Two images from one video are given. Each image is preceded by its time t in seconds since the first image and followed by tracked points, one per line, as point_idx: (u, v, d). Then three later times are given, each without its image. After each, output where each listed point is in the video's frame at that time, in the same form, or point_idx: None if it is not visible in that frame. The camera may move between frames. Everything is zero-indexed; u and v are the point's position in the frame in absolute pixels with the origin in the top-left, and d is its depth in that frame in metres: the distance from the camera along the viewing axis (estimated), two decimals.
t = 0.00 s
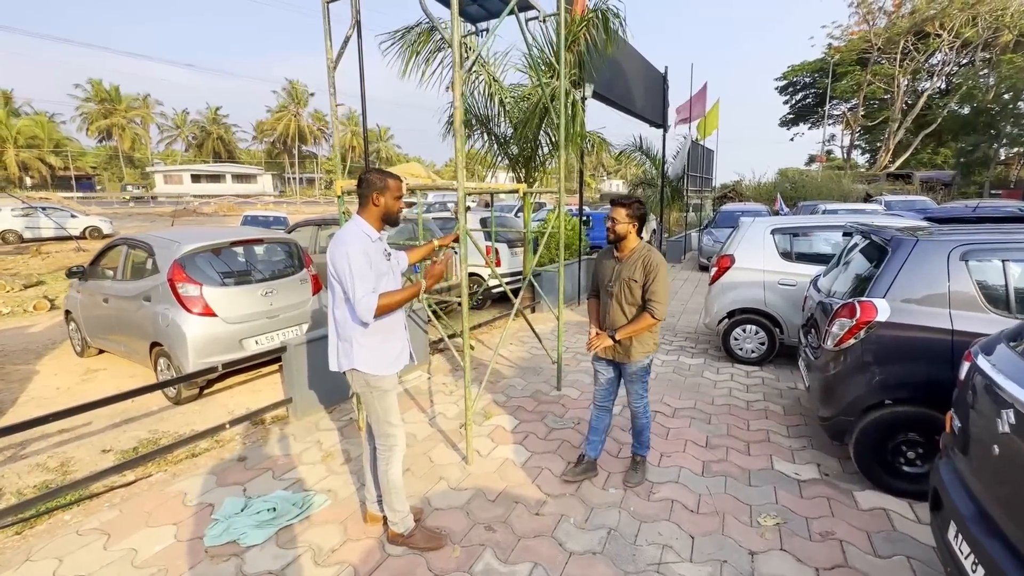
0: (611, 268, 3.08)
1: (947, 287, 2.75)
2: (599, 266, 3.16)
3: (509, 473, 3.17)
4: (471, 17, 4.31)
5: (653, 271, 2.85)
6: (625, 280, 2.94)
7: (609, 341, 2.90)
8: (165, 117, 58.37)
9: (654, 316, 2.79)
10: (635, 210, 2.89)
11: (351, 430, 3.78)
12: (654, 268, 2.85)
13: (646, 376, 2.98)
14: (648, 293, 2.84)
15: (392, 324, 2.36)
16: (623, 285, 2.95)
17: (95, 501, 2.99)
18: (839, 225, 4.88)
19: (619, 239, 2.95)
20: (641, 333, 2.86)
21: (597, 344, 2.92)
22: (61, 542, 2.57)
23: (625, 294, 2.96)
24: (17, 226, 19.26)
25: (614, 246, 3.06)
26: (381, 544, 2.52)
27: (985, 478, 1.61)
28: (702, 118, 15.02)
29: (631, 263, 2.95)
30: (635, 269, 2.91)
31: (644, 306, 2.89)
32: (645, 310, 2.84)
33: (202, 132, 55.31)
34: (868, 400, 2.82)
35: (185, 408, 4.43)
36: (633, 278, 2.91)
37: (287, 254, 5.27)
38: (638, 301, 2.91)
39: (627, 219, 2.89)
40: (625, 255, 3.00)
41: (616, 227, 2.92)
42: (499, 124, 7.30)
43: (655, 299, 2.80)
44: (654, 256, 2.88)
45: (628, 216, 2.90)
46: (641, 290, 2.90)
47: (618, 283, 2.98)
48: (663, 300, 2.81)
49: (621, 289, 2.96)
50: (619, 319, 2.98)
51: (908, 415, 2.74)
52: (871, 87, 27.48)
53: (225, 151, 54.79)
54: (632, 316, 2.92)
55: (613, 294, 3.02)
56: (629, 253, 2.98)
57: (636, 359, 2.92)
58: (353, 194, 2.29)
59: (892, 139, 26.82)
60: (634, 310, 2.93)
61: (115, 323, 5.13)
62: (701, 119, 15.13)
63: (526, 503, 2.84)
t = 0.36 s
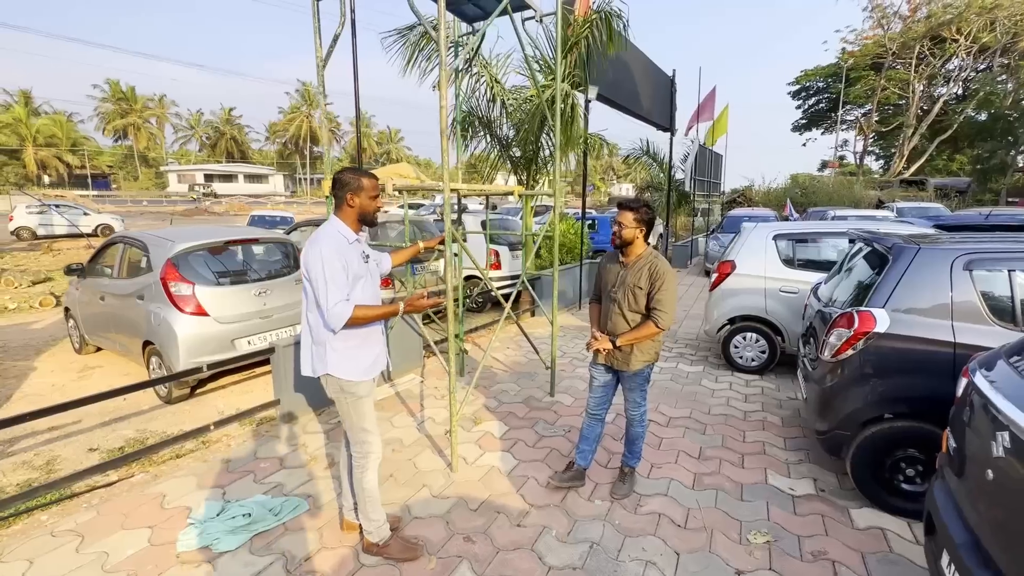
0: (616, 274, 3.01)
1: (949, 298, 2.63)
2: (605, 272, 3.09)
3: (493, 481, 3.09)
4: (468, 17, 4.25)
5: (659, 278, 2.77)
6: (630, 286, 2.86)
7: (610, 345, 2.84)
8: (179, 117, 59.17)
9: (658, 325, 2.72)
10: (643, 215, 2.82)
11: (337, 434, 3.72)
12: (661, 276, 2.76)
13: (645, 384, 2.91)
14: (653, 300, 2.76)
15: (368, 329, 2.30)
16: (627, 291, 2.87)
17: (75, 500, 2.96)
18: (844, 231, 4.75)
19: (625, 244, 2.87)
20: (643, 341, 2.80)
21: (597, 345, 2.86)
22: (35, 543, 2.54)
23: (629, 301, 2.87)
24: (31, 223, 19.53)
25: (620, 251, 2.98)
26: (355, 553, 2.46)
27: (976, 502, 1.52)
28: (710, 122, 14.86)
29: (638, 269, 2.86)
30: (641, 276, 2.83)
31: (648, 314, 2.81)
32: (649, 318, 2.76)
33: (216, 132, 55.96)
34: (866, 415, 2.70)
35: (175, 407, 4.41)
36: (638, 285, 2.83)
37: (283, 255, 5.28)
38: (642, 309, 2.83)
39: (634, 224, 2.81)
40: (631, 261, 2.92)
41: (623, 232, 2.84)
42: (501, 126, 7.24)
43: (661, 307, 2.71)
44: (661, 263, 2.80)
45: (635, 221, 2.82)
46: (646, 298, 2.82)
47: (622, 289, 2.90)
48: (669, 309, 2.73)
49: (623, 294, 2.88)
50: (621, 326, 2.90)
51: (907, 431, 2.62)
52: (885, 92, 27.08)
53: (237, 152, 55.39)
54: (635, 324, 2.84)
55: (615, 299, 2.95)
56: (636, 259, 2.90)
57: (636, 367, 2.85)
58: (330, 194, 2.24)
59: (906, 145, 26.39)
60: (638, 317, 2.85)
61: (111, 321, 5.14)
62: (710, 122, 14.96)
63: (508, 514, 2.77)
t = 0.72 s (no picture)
0: (607, 280, 2.94)
1: (945, 309, 2.56)
2: (595, 278, 3.03)
3: (478, 489, 3.06)
4: (465, 21, 4.24)
5: (650, 287, 2.71)
6: (620, 294, 2.80)
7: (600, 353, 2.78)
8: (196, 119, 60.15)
9: (648, 334, 2.65)
10: (635, 221, 2.75)
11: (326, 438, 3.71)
12: (653, 284, 2.70)
13: (635, 394, 2.83)
14: (644, 308, 2.69)
15: (342, 334, 2.27)
16: (617, 299, 2.81)
17: (62, 499, 2.98)
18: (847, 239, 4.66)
19: (616, 250, 2.81)
20: (633, 350, 2.73)
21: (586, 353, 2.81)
22: (18, 542, 2.55)
23: (619, 309, 2.81)
24: (48, 222, 19.90)
25: (612, 258, 2.92)
26: (332, 560, 2.43)
27: (954, 523, 1.49)
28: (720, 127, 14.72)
29: (629, 277, 2.80)
30: (632, 284, 2.77)
31: (639, 323, 2.75)
32: (639, 327, 2.69)
33: (231, 134, 56.78)
34: (859, 429, 2.62)
35: (171, 407, 4.44)
36: (629, 293, 2.77)
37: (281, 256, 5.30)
38: (632, 317, 2.76)
39: (626, 230, 2.75)
40: (623, 268, 2.86)
41: (614, 238, 2.78)
42: (503, 129, 7.22)
43: (652, 317, 2.65)
44: (653, 271, 2.74)
45: (626, 227, 2.75)
46: (637, 306, 2.75)
47: (613, 296, 2.84)
48: (660, 318, 2.66)
49: (614, 302, 2.83)
50: (611, 334, 2.84)
51: (902, 446, 2.54)
52: (901, 97, 26.66)
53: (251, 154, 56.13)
54: (626, 333, 2.78)
55: (605, 306, 2.89)
56: (627, 266, 2.84)
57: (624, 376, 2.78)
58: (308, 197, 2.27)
59: (923, 151, 25.93)
60: (629, 326, 2.79)
61: (112, 320, 5.20)
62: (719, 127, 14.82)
63: (490, 522, 2.73)
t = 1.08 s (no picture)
0: (609, 285, 2.92)
1: (954, 318, 2.50)
2: (596, 284, 3.00)
3: (477, 494, 3.05)
4: (471, 26, 4.26)
5: (651, 292, 2.68)
6: (621, 299, 2.77)
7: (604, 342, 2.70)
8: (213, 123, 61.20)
9: (652, 337, 2.61)
10: (636, 224, 2.72)
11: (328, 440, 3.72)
12: (654, 290, 2.67)
13: (636, 401, 2.79)
14: (645, 314, 2.67)
15: (334, 341, 2.27)
16: (618, 303, 2.78)
17: (68, 496, 3.02)
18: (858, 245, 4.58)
19: (618, 254, 2.78)
20: (633, 355, 2.70)
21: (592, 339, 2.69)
22: (22, 538, 2.59)
23: (620, 313, 2.78)
24: (68, 223, 20.33)
25: (613, 262, 2.89)
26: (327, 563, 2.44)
27: (953, 539, 1.45)
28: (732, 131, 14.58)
29: (630, 281, 2.78)
30: (633, 289, 2.74)
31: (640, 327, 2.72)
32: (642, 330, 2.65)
33: (246, 138, 57.66)
34: (864, 440, 2.56)
35: (178, 406, 4.50)
36: (630, 298, 2.74)
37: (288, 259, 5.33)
38: (633, 321, 2.73)
39: (627, 234, 2.72)
40: (624, 272, 2.83)
41: (615, 241, 2.75)
42: (511, 134, 7.23)
43: (653, 321, 2.62)
44: (654, 276, 2.72)
45: (628, 230, 2.73)
46: (637, 311, 2.73)
47: (613, 301, 2.81)
48: (661, 322, 2.63)
49: (615, 306, 2.80)
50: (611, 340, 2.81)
51: (908, 459, 2.48)
52: (918, 102, 26.21)
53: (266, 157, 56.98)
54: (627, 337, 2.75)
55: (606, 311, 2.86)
56: (629, 270, 2.81)
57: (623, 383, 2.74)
58: (306, 201, 2.31)
59: (941, 156, 25.45)
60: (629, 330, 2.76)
61: (123, 320, 5.28)
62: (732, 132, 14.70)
63: (487, 528, 2.72)
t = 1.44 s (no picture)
0: (619, 287, 2.89)
1: (970, 323, 2.45)
2: (606, 286, 2.98)
3: (484, 497, 3.04)
4: (480, 30, 4.28)
5: (664, 294, 2.67)
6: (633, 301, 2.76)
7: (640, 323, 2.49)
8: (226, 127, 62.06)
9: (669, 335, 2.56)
10: (649, 227, 2.72)
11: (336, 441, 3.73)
12: (665, 293, 2.66)
13: (644, 405, 2.77)
14: (654, 317, 2.66)
15: (346, 342, 2.28)
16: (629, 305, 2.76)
17: (81, 494, 3.06)
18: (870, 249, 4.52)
19: (630, 256, 2.76)
20: (643, 358, 2.70)
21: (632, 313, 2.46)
22: (36, 536, 2.63)
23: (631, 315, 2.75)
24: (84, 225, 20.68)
25: (623, 264, 2.88)
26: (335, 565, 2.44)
27: (969, 549, 1.42)
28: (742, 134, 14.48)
29: (641, 283, 2.76)
30: (645, 290, 2.72)
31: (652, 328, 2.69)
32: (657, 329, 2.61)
33: (259, 142, 58.36)
34: (877, 447, 2.52)
35: (189, 407, 4.55)
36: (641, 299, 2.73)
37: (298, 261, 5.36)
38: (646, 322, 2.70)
39: (640, 235, 2.71)
40: (635, 275, 2.82)
41: (627, 243, 2.73)
42: (521, 137, 7.25)
43: (666, 322, 2.60)
44: (665, 278, 2.71)
45: (641, 232, 2.72)
46: (649, 312, 2.70)
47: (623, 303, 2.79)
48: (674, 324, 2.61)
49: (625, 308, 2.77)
50: (619, 342, 2.78)
51: (924, 467, 2.43)
52: (933, 104, 25.84)
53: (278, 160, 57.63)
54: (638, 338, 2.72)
55: (613, 313, 2.84)
56: (640, 273, 2.80)
57: (633, 387, 2.71)
58: (309, 204, 2.32)
59: (956, 159, 25.06)
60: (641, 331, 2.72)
61: (137, 321, 5.36)
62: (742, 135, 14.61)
63: (494, 532, 2.71)
